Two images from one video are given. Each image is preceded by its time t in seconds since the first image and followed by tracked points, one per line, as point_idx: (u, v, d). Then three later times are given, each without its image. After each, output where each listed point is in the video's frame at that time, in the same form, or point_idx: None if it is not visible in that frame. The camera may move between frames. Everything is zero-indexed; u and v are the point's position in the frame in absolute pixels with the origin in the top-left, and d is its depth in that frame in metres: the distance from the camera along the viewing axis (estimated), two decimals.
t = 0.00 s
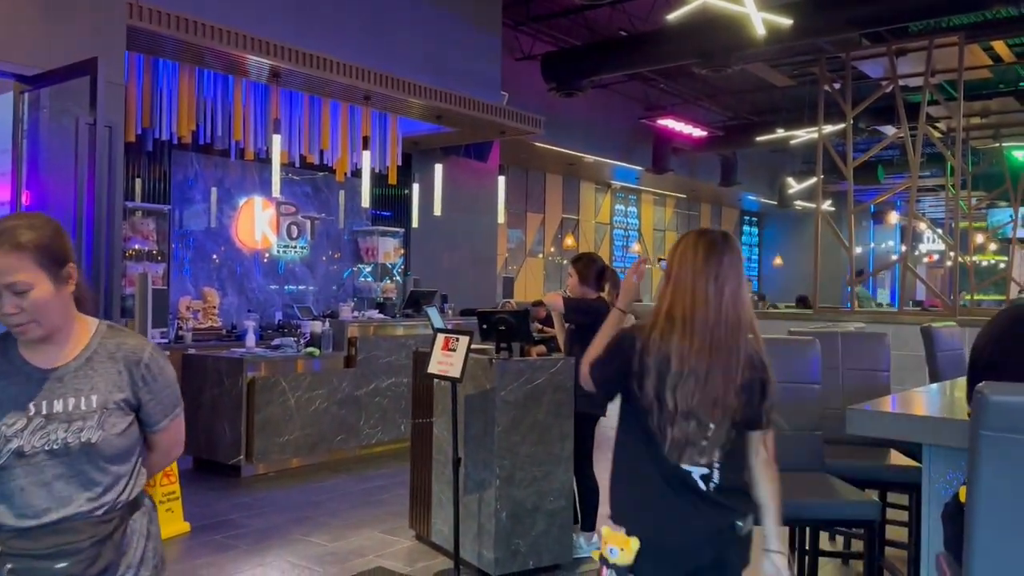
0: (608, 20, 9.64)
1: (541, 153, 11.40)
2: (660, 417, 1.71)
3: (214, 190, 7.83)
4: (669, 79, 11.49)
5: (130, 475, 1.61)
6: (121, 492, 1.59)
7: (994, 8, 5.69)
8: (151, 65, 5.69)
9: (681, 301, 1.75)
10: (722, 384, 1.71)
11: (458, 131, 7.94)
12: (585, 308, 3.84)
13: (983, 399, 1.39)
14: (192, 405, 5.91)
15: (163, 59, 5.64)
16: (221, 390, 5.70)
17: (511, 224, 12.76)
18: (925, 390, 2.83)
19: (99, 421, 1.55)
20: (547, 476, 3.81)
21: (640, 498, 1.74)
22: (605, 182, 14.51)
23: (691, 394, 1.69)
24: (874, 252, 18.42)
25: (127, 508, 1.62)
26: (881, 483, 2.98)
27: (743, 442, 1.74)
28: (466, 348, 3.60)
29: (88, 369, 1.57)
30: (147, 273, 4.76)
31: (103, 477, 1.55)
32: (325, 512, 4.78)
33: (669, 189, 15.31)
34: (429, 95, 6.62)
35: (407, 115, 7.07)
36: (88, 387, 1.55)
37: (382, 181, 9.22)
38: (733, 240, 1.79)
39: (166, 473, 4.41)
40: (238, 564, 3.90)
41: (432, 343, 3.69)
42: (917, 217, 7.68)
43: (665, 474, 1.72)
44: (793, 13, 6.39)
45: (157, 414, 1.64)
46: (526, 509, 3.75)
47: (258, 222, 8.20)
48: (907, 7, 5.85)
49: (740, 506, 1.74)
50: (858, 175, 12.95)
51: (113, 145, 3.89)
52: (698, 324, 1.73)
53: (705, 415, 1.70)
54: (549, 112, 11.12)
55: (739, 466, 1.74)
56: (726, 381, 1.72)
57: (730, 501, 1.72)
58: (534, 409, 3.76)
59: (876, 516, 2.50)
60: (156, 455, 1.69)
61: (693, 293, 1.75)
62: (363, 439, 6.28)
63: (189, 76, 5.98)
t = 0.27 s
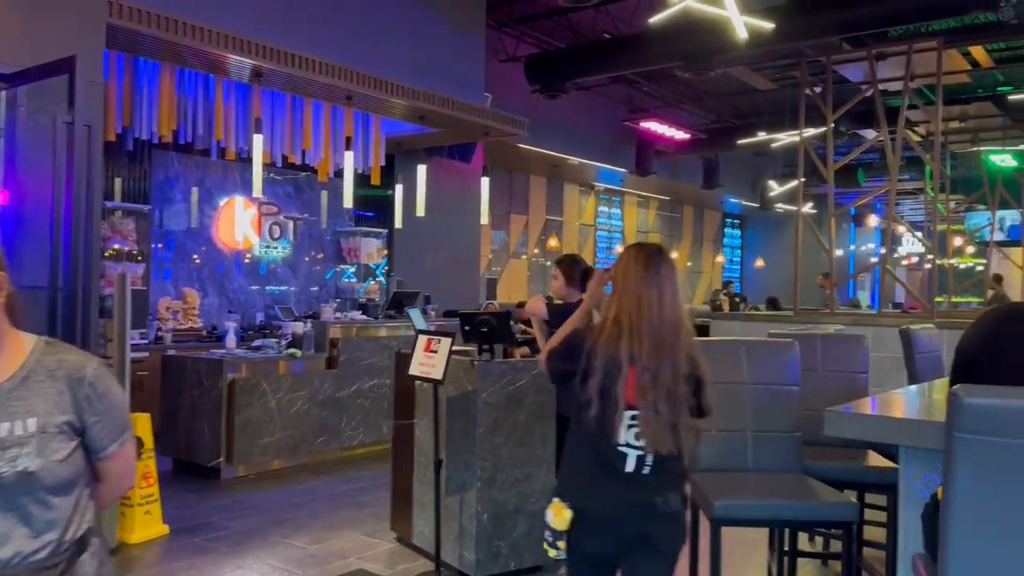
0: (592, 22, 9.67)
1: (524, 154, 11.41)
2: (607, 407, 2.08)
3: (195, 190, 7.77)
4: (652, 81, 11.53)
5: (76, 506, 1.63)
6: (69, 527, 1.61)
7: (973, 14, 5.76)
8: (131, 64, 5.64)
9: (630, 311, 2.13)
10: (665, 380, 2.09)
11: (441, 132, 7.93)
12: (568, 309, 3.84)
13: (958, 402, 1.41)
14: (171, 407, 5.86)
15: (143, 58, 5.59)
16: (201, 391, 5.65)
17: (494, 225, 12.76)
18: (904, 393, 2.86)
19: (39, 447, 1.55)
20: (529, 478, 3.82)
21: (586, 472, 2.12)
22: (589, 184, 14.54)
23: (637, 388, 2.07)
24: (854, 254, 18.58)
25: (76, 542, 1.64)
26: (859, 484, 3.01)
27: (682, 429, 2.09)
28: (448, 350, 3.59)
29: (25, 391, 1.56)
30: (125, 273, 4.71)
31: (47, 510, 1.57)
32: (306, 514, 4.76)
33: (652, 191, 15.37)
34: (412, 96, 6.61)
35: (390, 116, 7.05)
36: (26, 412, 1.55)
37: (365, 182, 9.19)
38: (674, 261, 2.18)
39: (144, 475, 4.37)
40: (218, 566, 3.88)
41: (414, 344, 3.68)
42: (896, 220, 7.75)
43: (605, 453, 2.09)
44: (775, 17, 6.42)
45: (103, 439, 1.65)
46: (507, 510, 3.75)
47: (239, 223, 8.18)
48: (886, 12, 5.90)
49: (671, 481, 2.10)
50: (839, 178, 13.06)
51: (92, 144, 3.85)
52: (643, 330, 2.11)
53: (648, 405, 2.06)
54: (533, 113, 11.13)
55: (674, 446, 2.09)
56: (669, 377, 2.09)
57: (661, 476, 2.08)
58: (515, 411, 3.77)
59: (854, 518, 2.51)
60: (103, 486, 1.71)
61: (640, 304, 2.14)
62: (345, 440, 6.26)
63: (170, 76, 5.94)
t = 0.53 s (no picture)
0: (569, 25, 9.69)
1: (501, 155, 11.40)
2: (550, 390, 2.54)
3: (167, 190, 7.67)
4: (629, 84, 11.58)
5: None
6: None
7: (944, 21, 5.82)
8: (102, 61, 5.55)
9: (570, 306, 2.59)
10: (598, 361, 2.54)
11: (418, 133, 7.90)
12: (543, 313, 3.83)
13: (926, 406, 1.43)
14: (142, 410, 5.78)
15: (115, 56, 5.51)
16: (172, 393, 5.58)
17: (472, 227, 12.74)
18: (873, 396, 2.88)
19: None
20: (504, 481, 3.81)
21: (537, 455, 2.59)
22: (566, 185, 14.57)
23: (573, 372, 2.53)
24: (828, 257, 18.79)
25: None
26: (830, 487, 3.03)
27: (614, 415, 2.55)
28: (422, 352, 3.57)
29: None
30: (95, 274, 4.63)
31: None
32: (278, 518, 4.71)
33: (629, 193, 15.43)
34: (389, 96, 6.58)
35: (366, 116, 7.02)
36: None
37: (341, 182, 9.14)
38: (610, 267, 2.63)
39: (113, 479, 4.30)
40: (188, 570, 3.83)
41: (388, 346, 3.66)
42: (868, 224, 7.84)
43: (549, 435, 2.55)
44: (750, 22, 6.46)
45: (12, 452, 1.51)
46: (482, 514, 3.74)
47: (213, 222, 8.07)
48: (860, 18, 5.96)
49: (605, 459, 2.55)
50: (813, 182, 13.20)
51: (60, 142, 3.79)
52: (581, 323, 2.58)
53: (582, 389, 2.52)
54: (510, 115, 11.12)
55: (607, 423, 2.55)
56: (601, 359, 2.54)
57: (596, 458, 2.54)
58: (490, 414, 3.76)
59: (825, 520, 2.54)
60: (14, 505, 1.56)
61: (579, 304, 2.59)
62: (319, 443, 6.21)
63: (142, 74, 5.85)
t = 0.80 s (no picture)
0: (543, 27, 9.70)
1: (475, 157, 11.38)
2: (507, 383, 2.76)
3: (135, 189, 7.55)
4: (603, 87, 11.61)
5: None
6: None
7: (911, 29, 5.89)
8: (68, 58, 5.44)
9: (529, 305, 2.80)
10: (550, 355, 2.73)
11: (390, 134, 7.84)
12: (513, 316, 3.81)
13: (890, 413, 1.43)
14: (106, 413, 5.66)
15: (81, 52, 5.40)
16: (137, 396, 5.47)
17: (445, 228, 12.70)
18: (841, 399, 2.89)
19: None
20: (474, 484, 3.79)
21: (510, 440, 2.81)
22: (540, 187, 14.58)
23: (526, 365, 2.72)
24: (797, 260, 19.02)
25: None
26: (797, 490, 3.06)
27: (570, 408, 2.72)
28: (392, 356, 3.55)
29: None
30: (57, 275, 4.53)
31: None
32: (244, 523, 4.64)
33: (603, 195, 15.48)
34: (360, 96, 6.53)
35: (338, 116, 6.95)
36: None
37: (312, 182, 9.06)
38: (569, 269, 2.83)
39: (76, 483, 4.21)
40: None
41: (358, 349, 3.63)
42: (837, 228, 7.92)
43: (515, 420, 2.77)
44: (722, 27, 6.50)
45: None
46: (451, 518, 3.72)
47: (181, 222, 7.96)
48: (830, 25, 6.00)
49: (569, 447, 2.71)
50: (783, 186, 13.35)
51: (22, 138, 3.72)
52: (538, 322, 2.79)
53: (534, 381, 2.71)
54: (483, 117, 11.10)
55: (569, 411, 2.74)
56: (554, 353, 2.73)
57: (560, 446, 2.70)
58: (460, 417, 3.73)
59: (792, 524, 2.55)
60: None
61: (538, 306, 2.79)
62: (287, 446, 6.14)
63: (109, 72, 5.75)
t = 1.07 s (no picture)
0: (513, 29, 9.69)
1: (444, 158, 11.33)
2: (500, 383, 2.98)
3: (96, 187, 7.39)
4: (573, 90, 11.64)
5: None
6: None
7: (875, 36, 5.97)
8: (26, 53, 5.29)
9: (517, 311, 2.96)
10: (539, 358, 2.93)
11: (358, 134, 7.77)
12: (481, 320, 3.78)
13: (855, 420, 1.43)
14: (64, 416, 5.53)
15: (40, 48, 5.25)
16: (96, 399, 5.34)
17: (414, 229, 12.63)
18: (807, 403, 2.91)
19: None
20: (441, 489, 3.76)
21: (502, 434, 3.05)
22: (510, 189, 14.57)
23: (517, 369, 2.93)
24: (763, 264, 19.27)
25: None
26: (762, 493, 3.08)
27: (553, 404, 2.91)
28: (358, 359, 3.50)
29: None
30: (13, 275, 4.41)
31: None
32: (206, 528, 4.56)
33: (572, 197, 15.52)
34: (328, 95, 6.45)
35: (305, 115, 6.87)
36: None
37: (278, 182, 8.97)
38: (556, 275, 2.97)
39: (32, 489, 4.09)
40: None
41: (323, 353, 3.58)
42: (802, 231, 8.02)
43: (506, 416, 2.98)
44: (689, 31, 6.54)
45: None
46: (417, 524, 3.68)
47: (143, 222, 7.80)
48: (797, 30, 6.05)
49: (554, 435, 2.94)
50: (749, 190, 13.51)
51: None
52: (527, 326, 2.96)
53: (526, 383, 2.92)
54: (453, 118, 11.06)
55: (556, 407, 2.94)
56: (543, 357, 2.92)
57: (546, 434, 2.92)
58: (427, 422, 3.70)
59: (757, 529, 2.56)
60: None
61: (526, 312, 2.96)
62: (252, 450, 6.04)
63: (69, 68, 5.60)
